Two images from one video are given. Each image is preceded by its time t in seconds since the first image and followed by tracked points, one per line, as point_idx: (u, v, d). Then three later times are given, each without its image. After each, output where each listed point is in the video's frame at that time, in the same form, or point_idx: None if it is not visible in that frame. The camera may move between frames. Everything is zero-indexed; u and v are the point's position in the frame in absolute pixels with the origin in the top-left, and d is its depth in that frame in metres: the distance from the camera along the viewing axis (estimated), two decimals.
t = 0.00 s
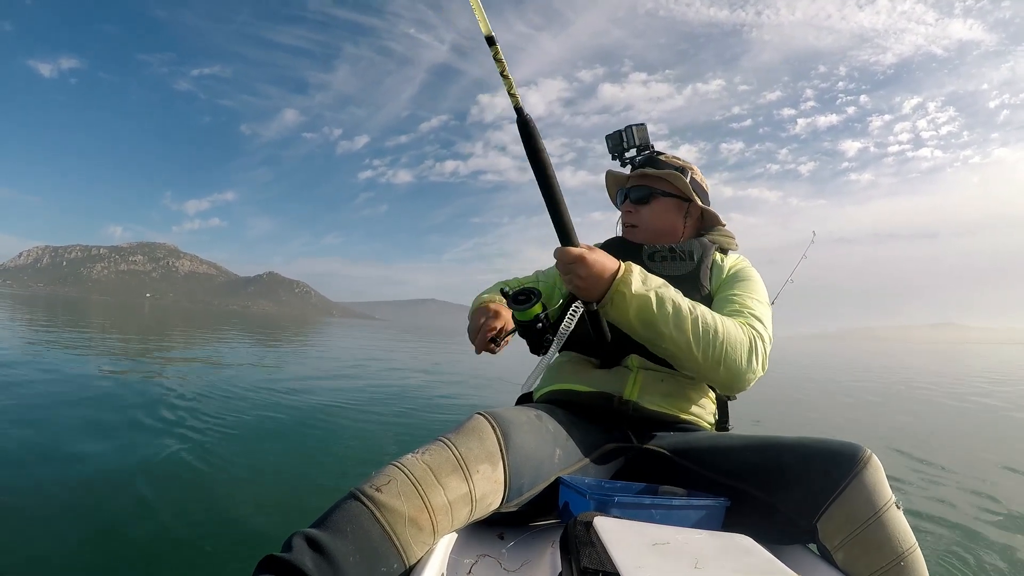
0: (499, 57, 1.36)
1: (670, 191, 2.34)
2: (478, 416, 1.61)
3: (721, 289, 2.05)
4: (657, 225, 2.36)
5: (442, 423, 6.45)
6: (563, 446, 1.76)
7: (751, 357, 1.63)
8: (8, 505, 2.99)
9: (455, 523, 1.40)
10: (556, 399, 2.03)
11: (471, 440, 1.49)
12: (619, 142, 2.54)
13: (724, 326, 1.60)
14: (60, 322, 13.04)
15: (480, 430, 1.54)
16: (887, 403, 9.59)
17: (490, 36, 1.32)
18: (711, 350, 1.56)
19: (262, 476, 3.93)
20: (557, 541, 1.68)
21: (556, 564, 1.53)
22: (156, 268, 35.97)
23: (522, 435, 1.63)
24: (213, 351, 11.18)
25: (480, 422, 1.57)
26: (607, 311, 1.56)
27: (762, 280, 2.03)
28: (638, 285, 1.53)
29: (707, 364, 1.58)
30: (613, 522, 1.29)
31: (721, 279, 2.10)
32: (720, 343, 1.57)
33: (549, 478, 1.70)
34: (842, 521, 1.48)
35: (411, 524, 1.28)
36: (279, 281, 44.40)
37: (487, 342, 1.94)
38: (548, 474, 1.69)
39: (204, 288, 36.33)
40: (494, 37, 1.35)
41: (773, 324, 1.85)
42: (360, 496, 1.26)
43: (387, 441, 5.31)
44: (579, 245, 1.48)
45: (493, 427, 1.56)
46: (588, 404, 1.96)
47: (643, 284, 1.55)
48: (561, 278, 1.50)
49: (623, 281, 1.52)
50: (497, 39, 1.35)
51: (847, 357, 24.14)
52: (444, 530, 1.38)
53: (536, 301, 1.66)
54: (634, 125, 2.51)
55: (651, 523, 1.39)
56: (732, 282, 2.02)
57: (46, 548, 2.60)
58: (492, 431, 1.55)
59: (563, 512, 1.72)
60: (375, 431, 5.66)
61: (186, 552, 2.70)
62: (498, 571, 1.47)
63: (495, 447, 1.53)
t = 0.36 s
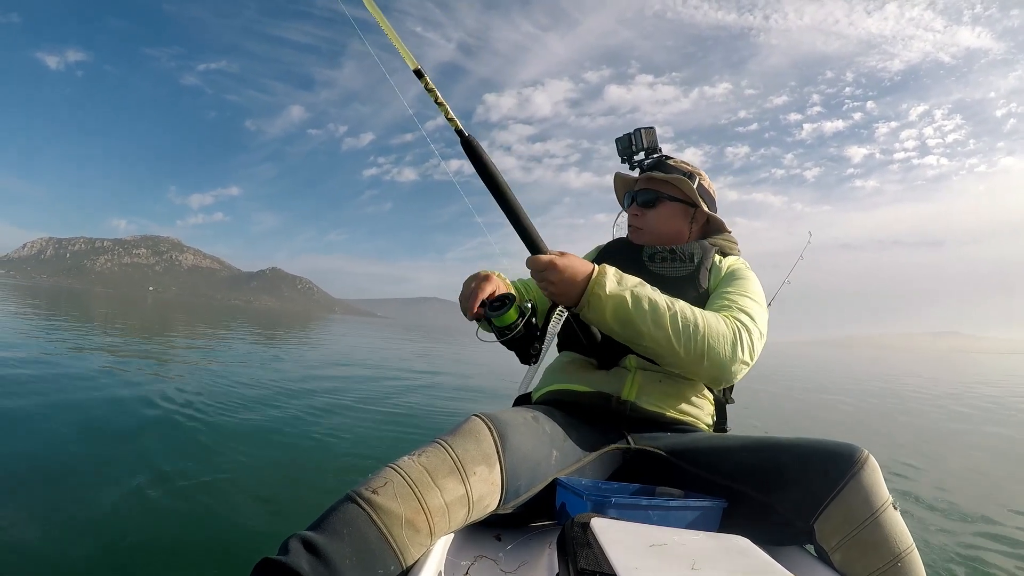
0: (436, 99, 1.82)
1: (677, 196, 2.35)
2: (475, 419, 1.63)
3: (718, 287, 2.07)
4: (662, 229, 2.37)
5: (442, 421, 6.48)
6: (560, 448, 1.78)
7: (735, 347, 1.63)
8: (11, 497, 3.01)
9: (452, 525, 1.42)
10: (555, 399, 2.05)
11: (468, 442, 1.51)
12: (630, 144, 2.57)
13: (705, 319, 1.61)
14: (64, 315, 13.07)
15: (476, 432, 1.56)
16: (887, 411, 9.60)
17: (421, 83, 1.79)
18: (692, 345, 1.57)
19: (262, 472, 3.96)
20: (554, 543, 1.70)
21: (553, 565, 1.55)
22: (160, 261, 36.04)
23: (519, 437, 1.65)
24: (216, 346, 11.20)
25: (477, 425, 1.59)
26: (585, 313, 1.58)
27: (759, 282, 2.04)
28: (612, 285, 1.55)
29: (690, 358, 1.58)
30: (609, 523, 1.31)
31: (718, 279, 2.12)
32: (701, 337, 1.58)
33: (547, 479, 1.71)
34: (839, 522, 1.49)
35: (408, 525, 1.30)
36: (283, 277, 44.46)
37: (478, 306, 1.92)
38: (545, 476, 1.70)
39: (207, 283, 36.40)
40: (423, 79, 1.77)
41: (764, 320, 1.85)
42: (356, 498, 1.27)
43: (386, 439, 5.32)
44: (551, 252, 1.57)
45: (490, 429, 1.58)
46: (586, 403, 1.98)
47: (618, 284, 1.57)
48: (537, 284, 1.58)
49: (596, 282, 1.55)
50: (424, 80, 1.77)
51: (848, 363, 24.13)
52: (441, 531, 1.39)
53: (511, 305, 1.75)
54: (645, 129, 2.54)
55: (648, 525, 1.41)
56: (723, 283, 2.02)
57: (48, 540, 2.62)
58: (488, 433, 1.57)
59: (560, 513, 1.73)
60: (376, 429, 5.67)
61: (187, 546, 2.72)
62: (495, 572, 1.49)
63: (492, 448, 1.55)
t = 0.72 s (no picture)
0: (529, 76, 1.25)
1: (666, 192, 2.35)
2: (473, 418, 1.65)
3: (721, 290, 2.08)
4: (652, 227, 2.38)
5: (442, 420, 6.51)
6: (558, 447, 1.79)
7: (765, 372, 1.67)
8: (14, 490, 3.04)
9: (450, 524, 1.44)
10: (553, 399, 2.07)
11: (465, 441, 1.53)
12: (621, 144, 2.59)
13: (741, 341, 1.63)
14: (68, 308, 13.15)
15: (474, 432, 1.58)
16: (886, 416, 9.59)
17: (518, 56, 1.20)
18: (727, 366, 1.59)
19: (263, 467, 3.98)
20: (552, 543, 1.72)
21: (552, 565, 1.57)
22: (164, 257, 36.22)
23: (517, 437, 1.67)
24: (218, 342, 11.27)
25: (475, 424, 1.61)
26: (626, 325, 1.58)
27: (761, 284, 2.06)
28: (657, 299, 1.55)
29: (723, 379, 1.61)
30: (607, 523, 1.32)
31: (721, 280, 2.13)
32: (737, 358, 1.60)
33: (544, 479, 1.73)
34: (837, 522, 1.50)
35: (405, 525, 1.32)
36: (286, 274, 44.63)
37: (490, 331, 1.91)
38: (543, 476, 1.72)
39: (211, 278, 36.55)
40: (523, 56, 1.23)
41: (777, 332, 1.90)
42: (354, 498, 1.30)
43: (387, 437, 5.34)
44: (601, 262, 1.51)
45: (487, 429, 1.60)
46: (585, 404, 2.00)
47: (663, 298, 1.57)
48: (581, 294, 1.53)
49: (643, 295, 1.54)
50: (525, 59, 1.23)
51: (848, 369, 24.08)
52: (439, 530, 1.41)
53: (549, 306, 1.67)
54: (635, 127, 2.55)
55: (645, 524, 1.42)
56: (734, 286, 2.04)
57: (51, 535, 2.65)
58: (486, 433, 1.59)
59: (558, 512, 1.75)
60: (377, 427, 5.69)
61: (188, 541, 2.75)
62: (494, 571, 1.51)
63: (489, 448, 1.57)
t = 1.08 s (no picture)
0: (691, 68, 1.31)
1: (636, 193, 2.39)
2: (476, 418, 1.67)
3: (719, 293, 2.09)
4: (631, 228, 2.41)
5: (443, 419, 6.53)
6: (560, 447, 1.82)
7: (788, 387, 1.74)
8: (19, 483, 3.08)
9: (452, 525, 1.46)
10: (554, 400, 2.09)
11: (468, 441, 1.56)
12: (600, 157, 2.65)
13: (771, 356, 1.69)
14: (72, 301, 13.22)
15: (476, 432, 1.60)
16: (885, 422, 9.59)
17: (691, 47, 1.28)
18: (758, 379, 1.65)
19: (265, 464, 4.01)
20: (554, 543, 1.74)
21: (554, 564, 1.59)
22: (169, 252, 36.38)
23: (519, 437, 1.69)
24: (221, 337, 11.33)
25: (477, 425, 1.63)
26: (669, 331, 1.61)
27: (760, 283, 2.10)
28: (702, 309, 1.59)
29: (751, 391, 1.66)
30: (608, 523, 1.34)
31: (719, 283, 2.14)
32: (767, 372, 1.66)
33: (546, 479, 1.75)
34: (838, 523, 1.52)
35: (408, 525, 1.35)
36: (290, 271, 44.77)
37: (529, 333, 1.85)
38: (545, 476, 1.74)
39: (215, 273, 36.67)
40: (694, 50, 1.29)
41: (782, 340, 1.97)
42: (356, 498, 1.32)
43: (389, 435, 5.37)
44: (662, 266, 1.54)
45: (490, 429, 1.63)
46: (586, 403, 2.02)
47: (707, 307, 1.61)
48: (635, 290, 1.55)
49: (690, 304, 1.57)
50: (694, 53, 1.29)
51: (850, 375, 24.00)
52: (441, 531, 1.44)
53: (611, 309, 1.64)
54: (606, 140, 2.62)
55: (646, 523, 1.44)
56: (737, 289, 2.07)
57: (53, 529, 2.67)
58: (488, 433, 1.61)
59: (560, 512, 1.77)
60: (378, 425, 5.72)
61: (190, 538, 2.78)
62: (495, 571, 1.53)
63: (491, 448, 1.59)
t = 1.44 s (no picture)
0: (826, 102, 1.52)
1: (635, 193, 2.41)
2: (478, 419, 1.71)
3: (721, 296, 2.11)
4: (629, 228, 2.45)
5: (443, 416, 6.57)
6: (562, 448, 1.85)
7: (800, 399, 1.80)
8: (25, 469, 3.12)
9: (454, 525, 1.50)
10: (557, 400, 2.12)
11: (470, 442, 1.59)
12: (598, 157, 2.68)
13: (790, 369, 1.75)
14: (76, 288, 13.29)
15: (478, 432, 1.63)
16: (880, 432, 9.64)
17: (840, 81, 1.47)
18: (776, 389, 1.70)
19: (267, 456, 4.06)
20: (556, 543, 1.77)
21: (555, 564, 1.63)
22: (174, 241, 36.51)
23: (521, 437, 1.72)
24: (224, 327, 11.39)
25: (479, 425, 1.67)
26: (705, 335, 1.65)
27: (767, 290, 2.12)
28: (736, 318, 1.64)
29: (767, 400, 1.72)
30: (610, 523, 1.37)
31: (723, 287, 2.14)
32: (784, 383, 1.72)
33: (549, 479, 1.79)
34: (839, 523, 1.54)
35: (411, 525, 1.38)
36: (293, 263, 44.90)
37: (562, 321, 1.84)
38: (547, 476, 1.78)
39: (218, 263, 36.79)
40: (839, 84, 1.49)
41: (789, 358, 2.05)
42: (359, 498, 1.36)
43: (389, 431, 5.40)
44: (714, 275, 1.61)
45: (492, 429, 1.66)
46: (588, 403, 2.05)
47: (740, 317, 1.66)
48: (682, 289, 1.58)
49: (725, 313, 1.62)
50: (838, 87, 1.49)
51: (848, 384, 24.03)
52: (443, 531, 1.47)
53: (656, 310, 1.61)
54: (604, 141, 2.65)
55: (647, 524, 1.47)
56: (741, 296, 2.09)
57: (58, 515, 2.71)
58: (490, 432, 1.65)
59: (562, 512, 1.81)
60: (379, 420, 5.76)
61: (193, 528, 2.82)
62: (497, 571, 1.56)
63: (493, 448, 1.63)
